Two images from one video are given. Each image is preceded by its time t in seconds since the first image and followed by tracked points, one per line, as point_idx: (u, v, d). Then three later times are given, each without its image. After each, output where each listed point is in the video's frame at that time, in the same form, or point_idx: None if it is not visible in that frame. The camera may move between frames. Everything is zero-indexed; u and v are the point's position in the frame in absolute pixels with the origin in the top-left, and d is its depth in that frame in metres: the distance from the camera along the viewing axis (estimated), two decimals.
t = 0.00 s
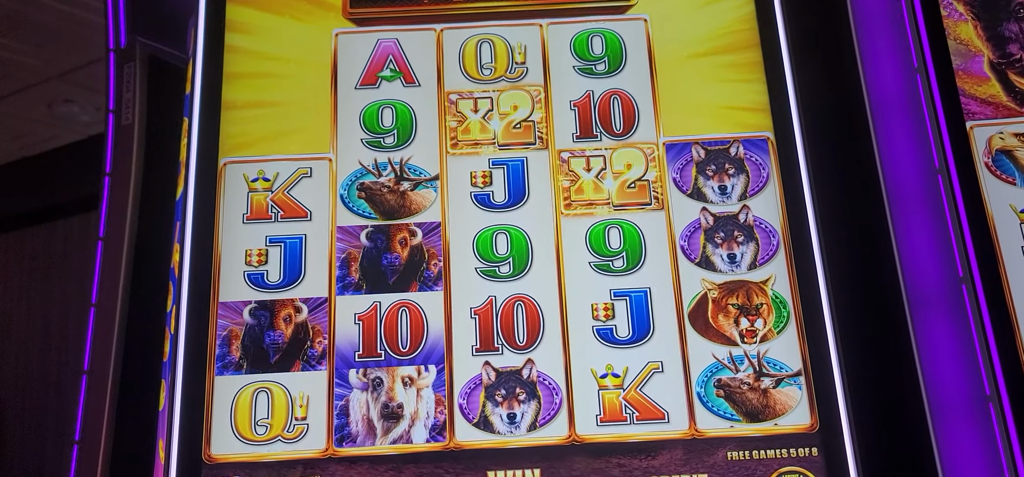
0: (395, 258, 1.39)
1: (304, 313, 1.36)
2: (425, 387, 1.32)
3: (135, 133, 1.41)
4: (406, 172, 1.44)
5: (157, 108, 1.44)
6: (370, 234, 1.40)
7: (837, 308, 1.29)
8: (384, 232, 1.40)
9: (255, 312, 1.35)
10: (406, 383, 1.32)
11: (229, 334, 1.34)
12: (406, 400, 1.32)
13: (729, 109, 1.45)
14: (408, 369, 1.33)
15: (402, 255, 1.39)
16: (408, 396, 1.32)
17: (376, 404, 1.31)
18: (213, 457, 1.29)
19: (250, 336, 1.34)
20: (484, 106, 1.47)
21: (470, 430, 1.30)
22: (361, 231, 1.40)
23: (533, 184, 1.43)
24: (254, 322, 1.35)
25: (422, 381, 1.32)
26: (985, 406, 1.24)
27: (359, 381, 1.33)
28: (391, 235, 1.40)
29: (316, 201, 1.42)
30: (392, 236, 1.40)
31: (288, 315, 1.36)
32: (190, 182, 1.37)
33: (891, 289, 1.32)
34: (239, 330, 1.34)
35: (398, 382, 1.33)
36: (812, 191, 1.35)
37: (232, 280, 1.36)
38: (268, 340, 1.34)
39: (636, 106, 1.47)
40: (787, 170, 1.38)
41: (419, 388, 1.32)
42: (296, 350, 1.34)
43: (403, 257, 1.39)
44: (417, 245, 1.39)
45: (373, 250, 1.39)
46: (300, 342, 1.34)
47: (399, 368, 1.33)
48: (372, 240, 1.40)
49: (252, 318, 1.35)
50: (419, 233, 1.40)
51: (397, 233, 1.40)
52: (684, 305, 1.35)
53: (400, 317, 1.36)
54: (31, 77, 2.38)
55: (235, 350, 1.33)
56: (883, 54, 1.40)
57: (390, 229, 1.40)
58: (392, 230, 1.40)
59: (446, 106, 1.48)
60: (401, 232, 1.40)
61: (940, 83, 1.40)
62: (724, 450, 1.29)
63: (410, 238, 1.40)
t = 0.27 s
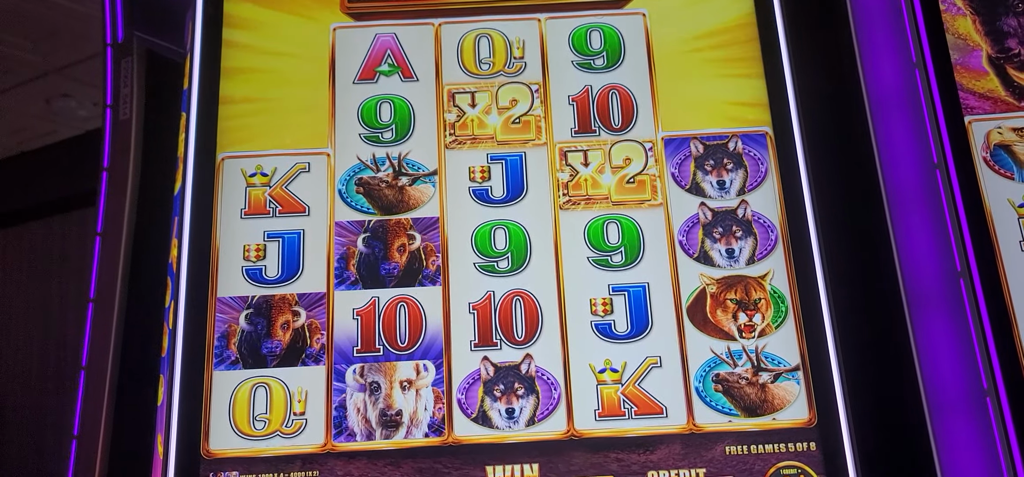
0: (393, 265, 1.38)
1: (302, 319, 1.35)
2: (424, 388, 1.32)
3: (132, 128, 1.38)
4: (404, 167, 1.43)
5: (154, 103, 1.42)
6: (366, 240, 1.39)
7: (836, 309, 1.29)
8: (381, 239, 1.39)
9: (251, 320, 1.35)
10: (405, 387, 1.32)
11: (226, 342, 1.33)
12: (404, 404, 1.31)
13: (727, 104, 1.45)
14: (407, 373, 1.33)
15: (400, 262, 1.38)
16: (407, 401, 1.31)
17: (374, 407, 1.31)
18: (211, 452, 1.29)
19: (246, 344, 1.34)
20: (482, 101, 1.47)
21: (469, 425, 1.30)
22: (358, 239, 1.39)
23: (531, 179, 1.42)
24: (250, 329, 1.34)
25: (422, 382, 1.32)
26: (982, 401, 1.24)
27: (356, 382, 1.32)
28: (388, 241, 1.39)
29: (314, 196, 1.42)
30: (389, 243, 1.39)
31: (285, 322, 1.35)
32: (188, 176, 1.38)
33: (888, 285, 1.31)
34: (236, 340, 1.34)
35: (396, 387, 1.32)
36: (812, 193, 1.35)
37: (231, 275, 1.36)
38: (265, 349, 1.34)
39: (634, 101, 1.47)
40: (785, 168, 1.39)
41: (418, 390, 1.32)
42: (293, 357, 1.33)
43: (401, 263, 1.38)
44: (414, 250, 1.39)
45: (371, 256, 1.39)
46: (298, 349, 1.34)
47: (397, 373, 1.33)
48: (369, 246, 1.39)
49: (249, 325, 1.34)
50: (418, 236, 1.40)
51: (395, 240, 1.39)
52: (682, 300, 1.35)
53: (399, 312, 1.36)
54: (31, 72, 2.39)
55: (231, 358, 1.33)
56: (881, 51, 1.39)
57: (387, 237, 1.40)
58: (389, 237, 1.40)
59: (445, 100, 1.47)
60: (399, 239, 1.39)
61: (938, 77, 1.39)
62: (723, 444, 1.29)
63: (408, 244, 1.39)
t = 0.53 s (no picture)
0: (390, 253, 1.39)
1: (300, 307, 1.36)
2: (421, 382, 1.32)
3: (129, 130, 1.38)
4: (402, 167, 1.43)
5: (151, 104, 1.41)
6: (363, 229, 1.39)
7: (835, 320, 1.29)
8: (378, 227, 1.40)
9: (249, 307, 1.35)
10: (402, 379, 1.32)
11: (223, 325, 1.34)
12: (401, 396, 1.32)
13: (724, 103, 1.45)
14: (404, 365, 1.33)
15: (397, 250, 1.39)
16: (404, 393, 1.32)
17: (371, 409, 1.31)
18: (208, 453, 1.29)
19: (244, 330, 1.34)
20: (480, 101, 1.47)
21: (466, 426, 1.30)
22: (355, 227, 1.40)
23: (528, 180, 1.42)
24: (248, 316, 1.35)
25: (419, 376, 1.33)
26: (979, 400, 1.24)
27: (353, 377, 1.32)
28: (386, 229, 1.40)
29: (311, 197, 1.41)
30: (387, 231, 1.40)
31: (283, 310, 1.35)
32: (184, 179, 1.38)
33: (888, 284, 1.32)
34: (232, 326, 1.34)
35: (393, 378, 1.32)
36: (811, 198, 1.35)
37: (228, 275, 1.36)
38: (263, 336, 1.34)
39: (632, 101, 1.46)
40: (783, 173, 1.39)
41: (415, 384, 1.32)
42: (291, 347, 1.34)
43: (398, 252, 1.39)
44: (412, 239, 1.39)
45: (368, 244, 1.39)
46: (296, 338, 1.34)
47: (394, 364, 1.33)
48: (366, 234, 1.39)
49: (246, 312, 1.35)
50: (415, 226, 1.40)
51: (392, 228, 1.40)
52: (680, 301, 1.35)
53: (396, 312, 1.36)
54: (27, 72, 1.95)
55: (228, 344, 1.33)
56: (879, 50, 1.40)
57: (384, 224, 1.40)
58: (386, 225, 1.40)
59: (442, 100, 1.47)
60: (396, 227, 1.40)
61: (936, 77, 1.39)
62: (720, 445, 1.29)
63: (405, 233, 1.39)
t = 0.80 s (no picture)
0: (385, 265, 1.38)
1: (294, 320, 1.35)
2: (415, 382, 1.33)
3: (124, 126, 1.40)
4: (398, 164, 1.43)
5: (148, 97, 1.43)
6: (358, 241, 1.39)
7: (825, 293, 1.30)
8: (372, 239, 1.39)
9: (243, 321, 1.34)
10: (397, 380, 1.33)
11: (217, 342, 1.33)
12: (396, 396, 1.32)
13: (720, 100, 1.45)
14: (398, 366, 1.33)
15: (392, 262, 1.38)
16: (399, 394, 1.32)
17: (367, 405, 1.31)
18: (204, 449, 1.29)
19: (239, 344, 1.33)
20: (475, 98, 1.47)
21: (462, 422, 1.31)
22: (350, 240, 1.39)
23: (524, 176, 1.43)
24: (242, 330, 1.34)
25: (413, 376, 1.33)
26: (972, 394, 1.26)
27: (349, 377, 1.33)
28: (380, 242, 1.39)
29: (307, 193, 1.42)
30: (381, 243, 1.39)
31: (277, 322, 1.35)
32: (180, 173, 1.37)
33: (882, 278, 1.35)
34: (227, 340, 1.33)
35: (388, 380, 1.33)
36: (804, 189, 1.35)
37: (224, 271, 1.36)
38: (257, 349, 1.33)
39: (627, 98, 1.47)
40: (778, 167, 1.38)
41: (410, 384, 1.32)
42: (286, 357, 1.34)
43: (393, 264, 1.38)
44: (406, 250, 1.39)
45: (363, 257, 1.39)
46: (290, 349, 1.34)
47: (388, 365, 1.33)
48: (361, 247, 1.39)
49: (241, 326, 1.34)
50: (410, 235, 1.40)
51: (386, 241, 1.39)
52: (675, 297, 1.36)
53: (392, 309, 1.36)
54: (24, 67, 1.70)
55: (223, 356, 1.33)
56: (875, 49, 1.42)
57: (379, 237, 1.40)
58: (381, 237, 1.40)
59: (438, 96, 1.47)
60: (391, 239, 1.39)
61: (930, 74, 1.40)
62: (714, 440, 1.30)
63: (400, 244, 1.39)
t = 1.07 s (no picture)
0: (383, 249, 1.39)
1: (292, 305, 1.36)
2: (413, 376, 1.33)
3: (123, 119, 1.38)
4: (396, 157, 1.43)
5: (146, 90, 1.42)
6: (358, 225, 1.39)
7: (823, 285, 1.30)
8: (372, 223, 1.40)
9: (243, 304, 1.35)
10: (394, 373, 1.33)
11: (216, 325, 1.34)
12: (394, 389, 1.32)
13: (718, 94, 1.45)
14: (397, 360, 1.33)
15: (390, 246, 1.39)
16: (397, 387, 1.32)
17: (366, 398, 1.31)
18: (203, 442, 1.29)
19: (238, 326, 1.34)
20: (473, 91, 1.47)
21: (461, 415, 1.31)
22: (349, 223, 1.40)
23: (522, 169, 1.43)
24: (242, 312, 1.35)
25: (410, 370, 1.33)
26: (969, 389, 1.26)
27: (348, 368, 1.33)
28: (379, 227, 1.40)
29: (306, 186, 1.41)
30: (380, 228, 1.40)
31: (275, 307, 1.35)
32: (178, 166, 1.37)
33: (877, 275, 1.33)
34: (226, 323, 1.34)
35: (387, 373, 1.33)
36: (802, 182, 1.35)
37: (222, 265, 1.36)
38: (256, 332, 1.34)
39: (626, 91, 1.47)
40: (777, 160, 1.38)
41: (407, 378, 1.32)
42: (283, 343, 1.34)
43: (391, 249, 1.39)
44: (404, 235, 1.39)
45: (362, 240, 1.39)
46: (288, 335, 1.34)
47: (387, 359, 1.33)
48: (361, 230, 1.39)
49: (240, 308, 1.35)
50: (407, 223, 1.40)
51: (385, 225, 1.40)
52: (674, 290, 1.36)
53: (390, 302, 1.36)
54: (24, 62, 1.71)
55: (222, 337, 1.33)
56: (873, 42, 1.41)
57: (377, 221, 1.40)
58: (379, 222, 1.40)
59: (436, 89, 1.47)
60: (389, 224, 1.40)
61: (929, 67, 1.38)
62: (713, 433, 1.30)
63: (398, 229, 1.39)
